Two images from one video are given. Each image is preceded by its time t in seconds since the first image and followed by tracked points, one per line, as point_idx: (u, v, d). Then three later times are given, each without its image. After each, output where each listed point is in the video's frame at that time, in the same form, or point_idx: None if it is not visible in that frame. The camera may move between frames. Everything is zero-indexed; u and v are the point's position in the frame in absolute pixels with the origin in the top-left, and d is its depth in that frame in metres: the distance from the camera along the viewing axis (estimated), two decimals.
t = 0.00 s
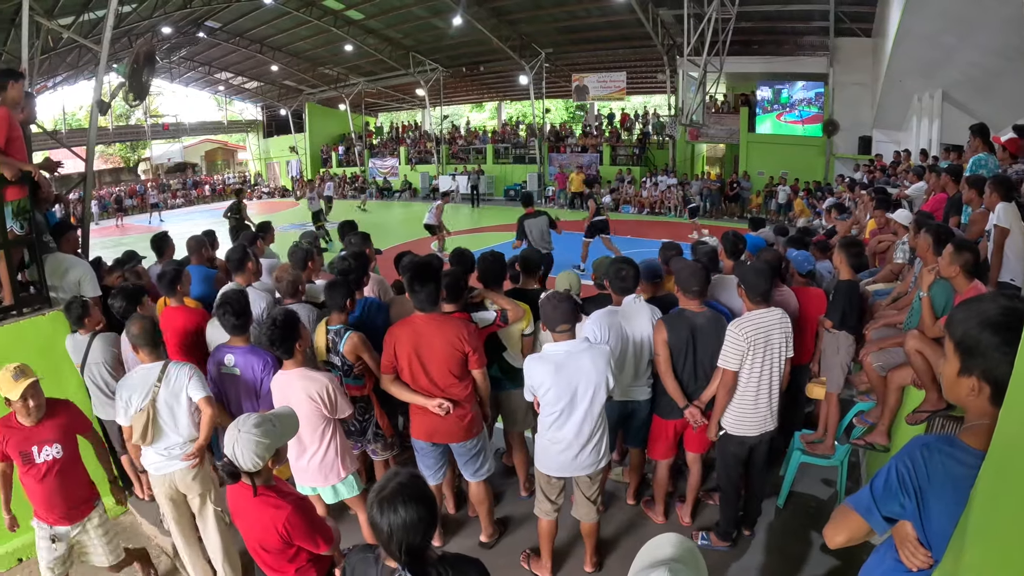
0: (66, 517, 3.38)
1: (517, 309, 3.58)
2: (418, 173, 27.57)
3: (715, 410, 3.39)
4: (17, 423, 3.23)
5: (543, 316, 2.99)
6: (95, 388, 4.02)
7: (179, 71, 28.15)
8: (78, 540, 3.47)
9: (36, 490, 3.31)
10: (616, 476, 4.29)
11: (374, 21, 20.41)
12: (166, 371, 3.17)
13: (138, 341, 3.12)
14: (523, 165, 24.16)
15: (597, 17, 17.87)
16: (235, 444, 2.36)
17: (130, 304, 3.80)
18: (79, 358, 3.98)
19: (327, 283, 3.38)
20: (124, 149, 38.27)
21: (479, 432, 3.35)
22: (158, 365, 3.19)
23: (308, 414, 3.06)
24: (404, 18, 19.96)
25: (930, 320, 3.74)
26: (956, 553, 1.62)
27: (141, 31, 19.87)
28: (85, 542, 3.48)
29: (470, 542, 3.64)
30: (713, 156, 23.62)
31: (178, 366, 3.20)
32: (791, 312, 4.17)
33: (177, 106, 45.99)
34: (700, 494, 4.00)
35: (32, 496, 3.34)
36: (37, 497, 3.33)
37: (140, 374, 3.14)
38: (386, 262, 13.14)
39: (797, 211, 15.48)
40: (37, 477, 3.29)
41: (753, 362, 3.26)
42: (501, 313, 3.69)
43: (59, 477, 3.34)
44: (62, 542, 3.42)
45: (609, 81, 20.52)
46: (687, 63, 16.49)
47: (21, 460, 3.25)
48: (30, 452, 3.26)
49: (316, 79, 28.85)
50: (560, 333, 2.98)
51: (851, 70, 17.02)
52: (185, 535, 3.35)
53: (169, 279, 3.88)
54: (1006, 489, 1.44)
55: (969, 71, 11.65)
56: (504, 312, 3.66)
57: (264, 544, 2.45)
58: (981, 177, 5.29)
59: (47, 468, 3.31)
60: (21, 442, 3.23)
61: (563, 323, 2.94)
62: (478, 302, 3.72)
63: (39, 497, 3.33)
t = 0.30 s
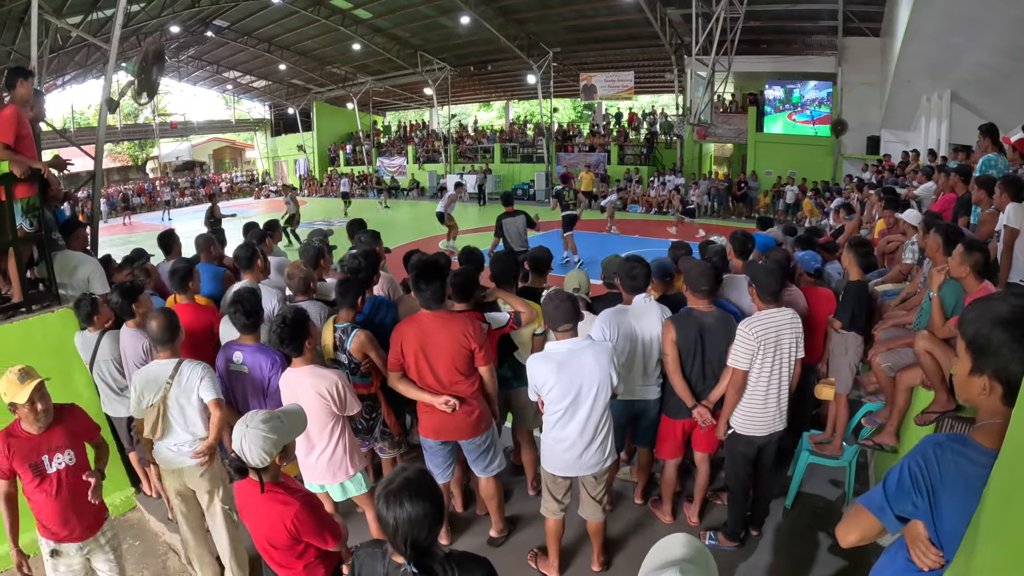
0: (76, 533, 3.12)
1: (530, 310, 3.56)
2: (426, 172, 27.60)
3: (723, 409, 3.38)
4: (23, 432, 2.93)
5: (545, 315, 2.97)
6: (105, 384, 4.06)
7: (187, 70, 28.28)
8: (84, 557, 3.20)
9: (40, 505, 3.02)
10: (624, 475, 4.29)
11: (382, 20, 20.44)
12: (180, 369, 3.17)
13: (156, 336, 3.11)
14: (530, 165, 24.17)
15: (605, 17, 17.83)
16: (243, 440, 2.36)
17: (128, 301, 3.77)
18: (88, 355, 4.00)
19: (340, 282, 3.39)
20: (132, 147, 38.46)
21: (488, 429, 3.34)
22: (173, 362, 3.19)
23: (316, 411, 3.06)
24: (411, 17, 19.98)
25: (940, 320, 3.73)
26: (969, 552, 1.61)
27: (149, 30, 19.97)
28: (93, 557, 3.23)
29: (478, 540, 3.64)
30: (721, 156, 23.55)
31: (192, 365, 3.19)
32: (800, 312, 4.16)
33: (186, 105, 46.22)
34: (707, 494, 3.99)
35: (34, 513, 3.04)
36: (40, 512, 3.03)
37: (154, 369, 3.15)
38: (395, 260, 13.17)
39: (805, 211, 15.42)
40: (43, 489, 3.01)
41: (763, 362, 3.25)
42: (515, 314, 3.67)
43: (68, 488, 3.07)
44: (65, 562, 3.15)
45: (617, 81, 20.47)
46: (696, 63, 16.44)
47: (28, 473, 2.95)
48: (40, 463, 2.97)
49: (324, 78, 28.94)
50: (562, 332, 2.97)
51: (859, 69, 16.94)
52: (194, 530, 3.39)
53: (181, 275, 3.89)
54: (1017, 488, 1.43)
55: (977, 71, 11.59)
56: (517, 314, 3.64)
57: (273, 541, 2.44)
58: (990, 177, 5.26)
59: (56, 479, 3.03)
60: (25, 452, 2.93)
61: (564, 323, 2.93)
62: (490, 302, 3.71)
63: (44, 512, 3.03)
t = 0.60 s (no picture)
0: (114, 537, 3.05)
1: (544, 310, 3.56)
2: (436, 172, 27.64)
3: (736, 410, 3.36)
4: (66, 432, 2.85)
5: (560, 314, 2.97)
6: (116, 382, 4.08)
7: (198, 70, 28.44)
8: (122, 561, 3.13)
9: (78, 509, 2.93)
10: (635, 476, 4.27)
11: (393, 20, 20.48)
12: (192, 366, 3.19)
13: (171, 335, 3.15)
14: (541, 164, 24.15)
15: (615, 16, 17.78)
16: (253, 437, 2.37)
17: (137, 299, 3.80)
18: (100, 352, 4.02)
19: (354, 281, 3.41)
20: (143, 146, 38.71)
21: (498, 429, 3.33)
22: (186, 359, 3.21)
23: (328, 409, 3.07)
24: (421, 16, 19.99)
25: (955, 321, 3.70)
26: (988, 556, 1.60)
27: (160, 30, 20.08)
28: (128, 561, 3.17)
29: (489, 540, 3.64)
30: (731, 156, 23.45)
31: (203, 362, 3.21)
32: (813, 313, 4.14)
33: (197, 104, 46.47)
34: (718, 495, 3.97)
35: (72, 517, 2.94)
36: (79, 516, 2.94)
37: (165, 366, 3.16)
38: (407, 259, 13.18)
39: (817, 211, 15.32)
40: (81, 491, 2.92)
41: (777, 363, 3.24)
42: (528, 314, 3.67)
43: (107, 488, 3.01)
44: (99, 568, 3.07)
45: (627, 80, 20.42)
46: (707, 62, 16.38)
47: (70, 475, 2.86)
48: (83, 463, 2.90)
49: (335, 77, 29.03)
50: (576, 331, 2.96)
51: (870, 69, 16.82)
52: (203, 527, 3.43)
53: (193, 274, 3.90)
54: None
55: (989, 70, 11.49)
56: (532, 314, 3.63)
57: (282, 539, 2.45)
58: (1004, 177, 5.21)
59: (96, 480, 2.97)
60: (69, 453, 2.85)
61: (578, 322, 2.92)
62: (504, 301, 3.71)
63: (84, 516, 2.95)
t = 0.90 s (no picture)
0: (186, 542, 2.94)
1: (558, 310, 3.55)
2: (449, 172, 27.67)
3: (750, 411, 3.34)
4: (129, 442, 2.68)
5: (579, 313, 2.94)
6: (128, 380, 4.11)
7: (211, 70, 28.64)
8: (191, 566, 3.04)
9: (151, 518, 2.80)
10: (647, 476, 4.26)
11: (405, 19, 20.52)
12: (195, 358, 3.22)
13: (171, 331, 3.18)
14: (553, 164, 24.12)
15: (627, 15, 17.74)
16: (264, 436, 2.37)
17: (149, 298, 3.82)
18: (112, 351, 4.03)
19: (371, 280, 3.41)
20: (157, 146, 39.02)
21: (509, 428, 3.33)
22: (189, 352, 3.25)
23: (341, 407, 3.08)
24: (434, 16, 20.02)
25: (972, 321, 3.66)
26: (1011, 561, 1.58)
27: (174, 30, 20.23)
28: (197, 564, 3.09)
29: (501, 539, 3.64)
30: (744, 156, 23.34)
31: (204, 355, 3.23)
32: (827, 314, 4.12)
33: (211, 104, 46.81)
34: (731, 497, 3.95)
35: (142, 527, 2.79)
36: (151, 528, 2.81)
37: (170, 360, 3.21)
38: (419, 259, 13.22)
39: (830, 211, 15.21)
40: (150, 499, 2.78)
41: (792, 364, 3.23)
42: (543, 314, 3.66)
43: (174, 493, 2.89)
44: None
45: (639, 80, 20.35)
46: (719, 62, 16.31)
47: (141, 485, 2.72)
48: (150, 471, 2.75)
49: (347, 77, 29.11)
50: (594, 330, 2.94)
51: (883, 68, 16.67)
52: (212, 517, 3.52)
53: (206, 275, 3.92)
54: None
55: (1004, 69, 11.37)
56: (546, 313, 3.61)
57: (292, 537, 2.46)
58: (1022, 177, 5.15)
59: (163, 487, 2.83)
60: (136, 463, 2.69)
61: (598, 321, 2.90)
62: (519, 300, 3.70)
63: (154, 524, 2.81)
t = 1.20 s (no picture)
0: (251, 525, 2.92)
1: (576, 310, 3.55)
2: (465, 170, 27.69)
3: (766, 413, 3.32)
4: (204, 425, 2.65)
5: (601, 313, 2.92)
6: (145, 375, 4.15)
7: (228, 69, 28.89)
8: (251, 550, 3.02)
9: (225, 502, 2.77)
10: (661, 477, 4.24)
11: (421, 18, 20.58)
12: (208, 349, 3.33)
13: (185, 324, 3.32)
14: (570, 163, 24.04)
15: (644, 15, 17.66)
16: (279, 431, 2.37)
17: (168, 295, 3.82)
18: (130, 346, 4.09)
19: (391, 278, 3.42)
20: (175, 144, 39.43)
21: (526, 427, 3.33)
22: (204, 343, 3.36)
23: (359, 405, 3.09)
24: (451, 15, 20.06)
25: (989, 325, 3.62)
26: None
27: (192, 29, 20.40)
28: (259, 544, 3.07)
29: (514, 538, 3.64)
30: (761, 156, 23.15)
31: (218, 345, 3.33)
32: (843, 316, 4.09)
33: (228, 102, 47.20)
34: (745, 499, 3.93)
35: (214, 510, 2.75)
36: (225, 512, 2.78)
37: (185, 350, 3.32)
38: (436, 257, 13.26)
39: (848, 212, 15.06)
40: (224, 483, 2.75)
41: (809, 366, 3.21)
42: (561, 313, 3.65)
43: (243, 478, 2.85)
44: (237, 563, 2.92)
45: (656, 79, 20.26)
46: (736, 61, 16.21)
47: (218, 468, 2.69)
48: (223, 454, 2.72)
49: (363, 75, 29.22)
50: (615, 330, 2.93)
51: (902, 67, 16.46)
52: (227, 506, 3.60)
53: (221, 274, 3.95)
54: None
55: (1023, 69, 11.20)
56: (564, 313, 3.60)
57: (308, 533, 2.47)
58: None
59: (235, 469, 2.81)
60: (212, 447, 2.66)
61: (619, 322, 2.88)
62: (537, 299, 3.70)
63: (225, 506, 2.78)
